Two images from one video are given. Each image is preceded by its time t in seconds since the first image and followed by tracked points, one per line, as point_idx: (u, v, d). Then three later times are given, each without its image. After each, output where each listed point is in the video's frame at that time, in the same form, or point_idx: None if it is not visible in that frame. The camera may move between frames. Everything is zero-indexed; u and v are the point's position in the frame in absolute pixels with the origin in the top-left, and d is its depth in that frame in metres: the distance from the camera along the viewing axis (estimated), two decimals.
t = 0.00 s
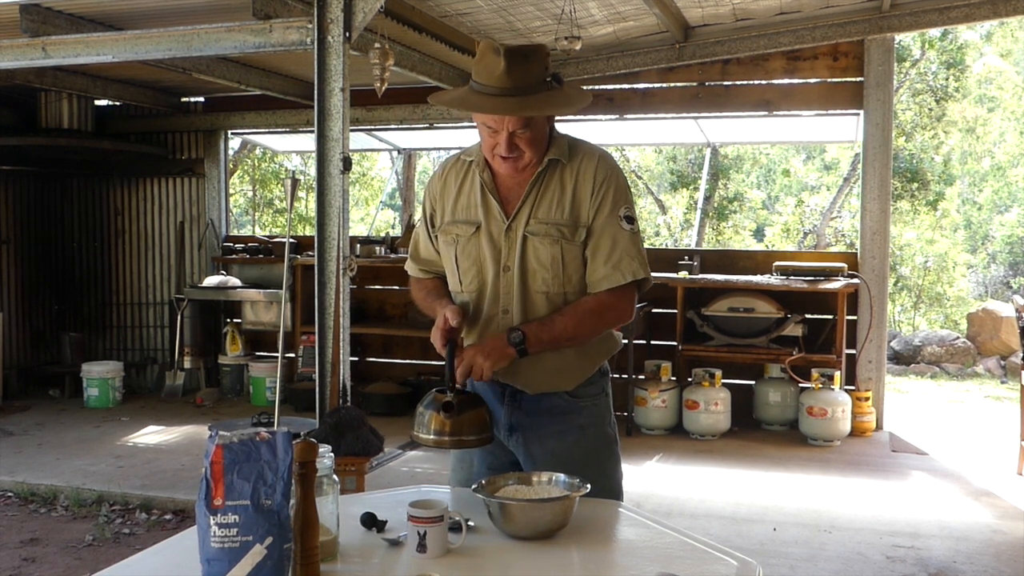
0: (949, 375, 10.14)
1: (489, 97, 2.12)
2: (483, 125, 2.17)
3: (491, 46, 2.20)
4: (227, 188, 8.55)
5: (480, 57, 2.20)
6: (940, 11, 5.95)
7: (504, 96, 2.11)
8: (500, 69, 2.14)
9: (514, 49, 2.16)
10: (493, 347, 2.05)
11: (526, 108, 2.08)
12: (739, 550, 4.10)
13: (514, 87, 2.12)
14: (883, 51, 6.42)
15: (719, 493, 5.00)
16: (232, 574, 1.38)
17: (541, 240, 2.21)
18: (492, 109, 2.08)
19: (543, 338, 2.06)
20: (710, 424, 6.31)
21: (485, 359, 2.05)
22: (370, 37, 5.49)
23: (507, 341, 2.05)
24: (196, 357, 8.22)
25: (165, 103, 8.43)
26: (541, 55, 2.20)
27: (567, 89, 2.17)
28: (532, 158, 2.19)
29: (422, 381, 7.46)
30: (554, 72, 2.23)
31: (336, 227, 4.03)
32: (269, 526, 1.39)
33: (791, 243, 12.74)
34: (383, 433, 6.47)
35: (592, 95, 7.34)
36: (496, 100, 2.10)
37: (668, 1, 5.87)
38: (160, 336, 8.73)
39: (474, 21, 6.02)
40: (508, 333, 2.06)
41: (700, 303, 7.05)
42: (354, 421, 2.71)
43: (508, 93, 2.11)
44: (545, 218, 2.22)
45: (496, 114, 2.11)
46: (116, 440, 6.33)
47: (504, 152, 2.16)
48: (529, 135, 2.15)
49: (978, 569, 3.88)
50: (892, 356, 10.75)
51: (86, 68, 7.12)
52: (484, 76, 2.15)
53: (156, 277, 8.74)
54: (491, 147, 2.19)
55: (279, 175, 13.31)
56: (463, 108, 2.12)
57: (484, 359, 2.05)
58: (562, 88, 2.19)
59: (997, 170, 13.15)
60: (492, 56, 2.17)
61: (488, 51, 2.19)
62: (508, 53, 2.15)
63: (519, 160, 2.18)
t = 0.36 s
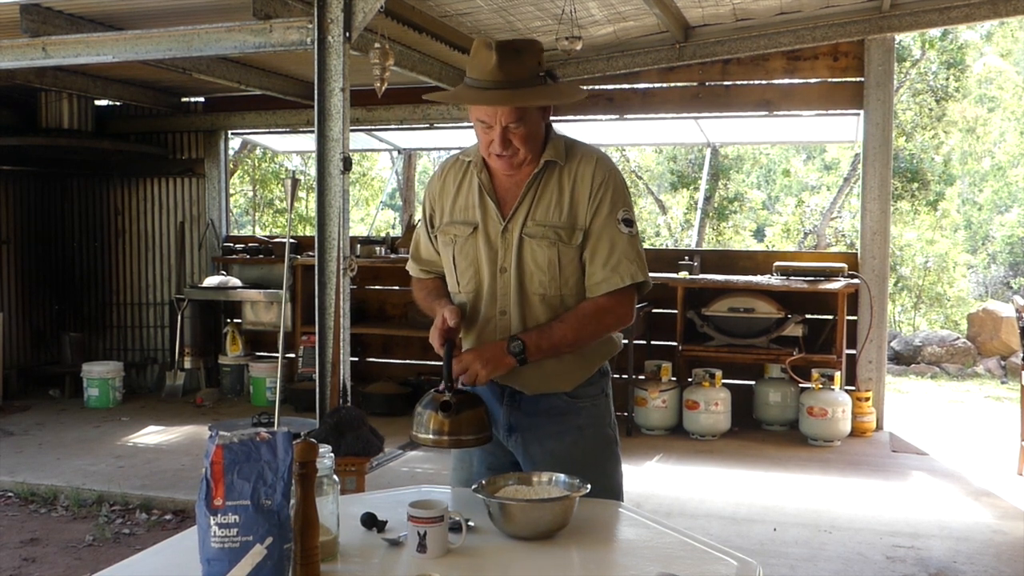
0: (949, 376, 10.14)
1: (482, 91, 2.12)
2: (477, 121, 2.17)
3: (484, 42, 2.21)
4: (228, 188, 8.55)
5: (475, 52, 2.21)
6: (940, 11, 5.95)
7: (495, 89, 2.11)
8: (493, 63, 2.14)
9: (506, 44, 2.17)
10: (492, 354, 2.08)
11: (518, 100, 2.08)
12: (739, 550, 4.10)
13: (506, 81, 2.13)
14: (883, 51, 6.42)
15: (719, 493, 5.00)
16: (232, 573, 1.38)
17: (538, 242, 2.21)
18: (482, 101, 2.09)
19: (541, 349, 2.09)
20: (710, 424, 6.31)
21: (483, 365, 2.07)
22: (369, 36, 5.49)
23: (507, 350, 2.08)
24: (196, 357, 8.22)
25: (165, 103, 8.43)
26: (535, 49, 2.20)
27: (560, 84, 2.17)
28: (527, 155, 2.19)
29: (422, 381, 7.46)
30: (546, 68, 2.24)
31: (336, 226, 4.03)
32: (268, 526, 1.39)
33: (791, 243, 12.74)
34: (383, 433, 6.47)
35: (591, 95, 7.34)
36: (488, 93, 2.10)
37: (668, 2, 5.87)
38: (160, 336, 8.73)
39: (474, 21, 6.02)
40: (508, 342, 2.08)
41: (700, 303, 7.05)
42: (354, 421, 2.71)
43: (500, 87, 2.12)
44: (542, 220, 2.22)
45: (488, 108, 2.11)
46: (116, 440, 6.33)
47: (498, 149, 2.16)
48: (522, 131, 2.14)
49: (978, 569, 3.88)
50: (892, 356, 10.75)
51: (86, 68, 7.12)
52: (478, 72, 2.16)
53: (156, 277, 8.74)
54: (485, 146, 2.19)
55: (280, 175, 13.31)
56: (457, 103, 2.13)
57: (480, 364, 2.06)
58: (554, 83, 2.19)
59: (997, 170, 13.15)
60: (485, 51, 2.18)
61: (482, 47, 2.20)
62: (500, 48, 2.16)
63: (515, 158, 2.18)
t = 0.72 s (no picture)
0: (949, 375, 10.15)
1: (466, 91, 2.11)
2: (464, 120, 2.16)
3: (470, 41, 2.20)
4: (227, 188, 8.55)
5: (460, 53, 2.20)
6: (940, 11, 5.95)
7: (480, 87, 2.10)
8: (476, 61, 2.14)
9: (490, 42, 2.16)
10: (506, 362, 1.97)
11: (502, 96, 2.07)
12: (739, 550, 4.10)
13: (491, 78, 2.12)
14: (883, 51, 6.43)
15: (719, 493, 5.00)
16: (232, 573, 1.38)
17: (530, 247, 2.21)
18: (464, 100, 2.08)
19: (552, 349, 2.03)
20: (710, 424, 6.31)
21: (498, 376, 1.96)
22: (369, 36, 5.49)
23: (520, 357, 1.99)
24: (196, 357, 8.22)
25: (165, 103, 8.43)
26: (519, 48, 2.19)
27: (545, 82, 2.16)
28: (513, 156, 2.17)
29: (422, 381, 7.46)
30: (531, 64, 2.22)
31: (336, 226, 4.03)
32: (269, 526, 1.39)
33: (791, 243, 12.74)
34: (383, 433, 6.48)
35: (591, 95, 7.34)
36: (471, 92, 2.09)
37: (668, 2, 5.87)
38: (160, 336, 8.73)
39: (474, 21, 6.02)
40: (522, 350, 1.99)
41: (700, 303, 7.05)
42: (354, 421, 2.71)
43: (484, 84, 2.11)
44: (534, 224, 2.22)
45: (474, 105, 2.10)
46: (116, 440, 6.33)
47: (485, 150, 2.15)
48: (508, 130, 2.13)
49: (978, 569, 3.88)
50: (892, 356, 10.75)
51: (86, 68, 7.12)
52: (463, 70, 2.15)
53: (155, 276, 8.74)
54: (474, 147, 2.19)
55: (279, 175, 13.31)
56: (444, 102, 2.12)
57: (493, 374, 1.96)
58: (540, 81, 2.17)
59: (997, 170, 13.15)
60: (470, 51, 2.17)
61: (467, 46, 2.19)
62: (484, 46, 2.15)
63: (501, 159, 2.17)
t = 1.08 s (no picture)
0: (949, 375, 10.15)
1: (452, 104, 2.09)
2: (455, 133, 2.15)
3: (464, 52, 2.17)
4: (228, 188, 8.55)
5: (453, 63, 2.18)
6: (940, 11, 5.95)
7: (471, 100, 2.07)
8: (467, 74, 2.11)
9: (482, 54, 2.12)
10: (486, 458, 1.68)
11: (490, 112, 2.04)
12: (739, 550, 4.11)
13: (479, 92, 2.08)
14: (883, 51, 6.43)
15: (719, 493, 5.00)
16: (232, 573, 1.38)
17: (511, 263, 2.20)
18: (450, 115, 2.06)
19: (517, 419, 1.77)
20: (710, 424, 6.31)
21: (490, 475, 1.67)
22: (369, 36, 5.49)
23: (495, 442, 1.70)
24: (196, 357, 8.22)
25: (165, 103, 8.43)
26: (512, 61, 2.16)
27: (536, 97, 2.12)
28: (507, 171, 2.16)
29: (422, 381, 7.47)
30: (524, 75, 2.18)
31: (336, 226, 4.03)
32: (269, 526, 1.39)
33: (791, 243, 12.74)
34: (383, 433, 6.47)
35: (591, 95, 7.33)
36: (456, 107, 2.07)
37: (668, 2, 5.86)
38: (160, 336, 8.73)
39: (475, 21, 6.02)
40: (492, 433, 1.71)
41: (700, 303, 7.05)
42: (354, 421, 2.71)
43: (469, 98, 2.08)
44: (516, 241, 2.20)
45: (463, 119, 2.08)
46: (116, 440, 6.33)
47: (475, 163, 2.14)
48: (500, 145, 2.11)
49: (978, 569, 3.88)
50: (892, 356, 10.75)
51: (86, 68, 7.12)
52: (453, 82, 2.12)
53: (155, 276, 8.74)
54: (463, 160, 2.18)
55: (280, 175, 13.32)
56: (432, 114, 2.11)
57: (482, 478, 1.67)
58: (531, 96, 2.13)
59: (997, 170, 13.15)
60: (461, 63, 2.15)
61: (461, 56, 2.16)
62: (475, 59, 2.11)
63: (491, 174, 2.15)
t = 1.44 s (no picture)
0: (949, 376, 10.15)
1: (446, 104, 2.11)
2: (449, 134, 2.16)
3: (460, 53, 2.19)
4: (228, 188, 8.56)
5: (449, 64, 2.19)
6: (940, 11, 5.95)
7: (463, 101, 2.08)
8: (462, 74, 2.11)
9: (479, 55, 2.14)
10: (480, 454, 1.69)
11: (485, 112, 2.05)
12: (739, 550, 4.11)
13: (475, 92, 2.10)
14: (883, 51, 6.43)
15: (719, 493, 5.00)
16: (232, 574, 1.38)
17: (504, 263, 2.19)
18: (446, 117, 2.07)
19: (518, 417, 1.79)
20: (711, 424, 6.31)
21: (480, 470, 1.67)
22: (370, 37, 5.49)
23: (494, 440, 1.72)
24: (196, 357, 8.22)
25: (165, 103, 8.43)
26: (508, 62, 2.17)
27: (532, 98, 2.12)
28: (498, 171, 2.15)
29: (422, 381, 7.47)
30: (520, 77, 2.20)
31: (336, 226, 4.03)
32: (269, 526, 1.39)
33: (791, 243, 12.75)
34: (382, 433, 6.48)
35: (591, 95, 7.32)
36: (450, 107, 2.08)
37: (668, 2, 5.86)
38: (161, 336, 8.74)
39: (475, 21, 6.02)
40: (491, 432, 1.73)
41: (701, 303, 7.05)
42: (354, 421, 2.71)
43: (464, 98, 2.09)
44: (509, 240, 2.20)
45: (457, 119, 2.09)
46: (117, 440, 6.33)
47: (469, 163, 2.14)
48: (493, 145, 2.11)
49: (978, 569, 3.88)
50: (892, 356, 10.75)
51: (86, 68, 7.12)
52: (448, 82, 2.14)
53: (156, 277, 8.74)
54: (457, 160, 2.18)
55: (280, 175, 13.32)
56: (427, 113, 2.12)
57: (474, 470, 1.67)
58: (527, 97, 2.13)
59: (997, 170, 13.15)
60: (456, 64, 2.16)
61: (457, 57, 2.17)
62: (471, 59, 2.13)
63: (485, 174, 2.15)
